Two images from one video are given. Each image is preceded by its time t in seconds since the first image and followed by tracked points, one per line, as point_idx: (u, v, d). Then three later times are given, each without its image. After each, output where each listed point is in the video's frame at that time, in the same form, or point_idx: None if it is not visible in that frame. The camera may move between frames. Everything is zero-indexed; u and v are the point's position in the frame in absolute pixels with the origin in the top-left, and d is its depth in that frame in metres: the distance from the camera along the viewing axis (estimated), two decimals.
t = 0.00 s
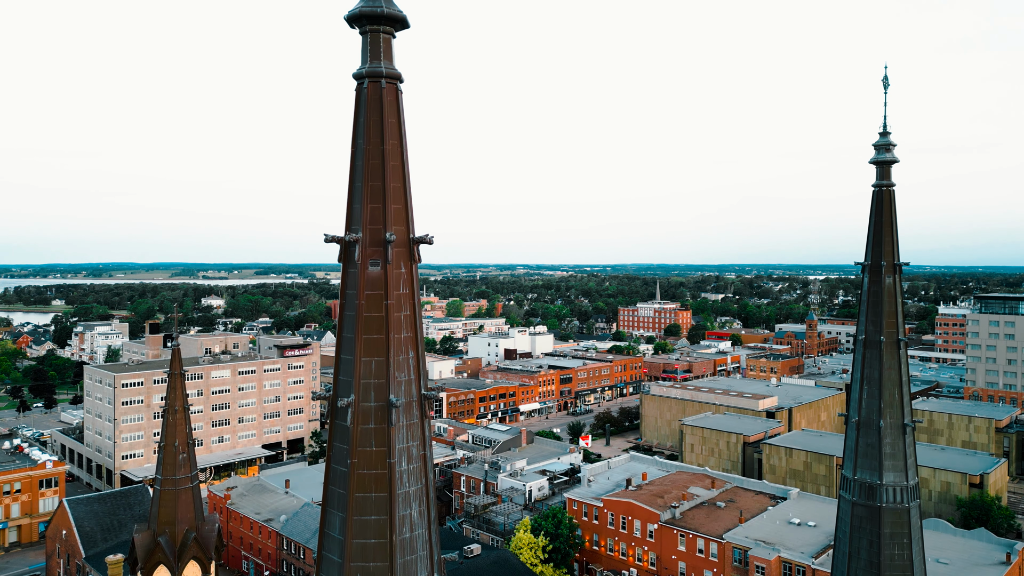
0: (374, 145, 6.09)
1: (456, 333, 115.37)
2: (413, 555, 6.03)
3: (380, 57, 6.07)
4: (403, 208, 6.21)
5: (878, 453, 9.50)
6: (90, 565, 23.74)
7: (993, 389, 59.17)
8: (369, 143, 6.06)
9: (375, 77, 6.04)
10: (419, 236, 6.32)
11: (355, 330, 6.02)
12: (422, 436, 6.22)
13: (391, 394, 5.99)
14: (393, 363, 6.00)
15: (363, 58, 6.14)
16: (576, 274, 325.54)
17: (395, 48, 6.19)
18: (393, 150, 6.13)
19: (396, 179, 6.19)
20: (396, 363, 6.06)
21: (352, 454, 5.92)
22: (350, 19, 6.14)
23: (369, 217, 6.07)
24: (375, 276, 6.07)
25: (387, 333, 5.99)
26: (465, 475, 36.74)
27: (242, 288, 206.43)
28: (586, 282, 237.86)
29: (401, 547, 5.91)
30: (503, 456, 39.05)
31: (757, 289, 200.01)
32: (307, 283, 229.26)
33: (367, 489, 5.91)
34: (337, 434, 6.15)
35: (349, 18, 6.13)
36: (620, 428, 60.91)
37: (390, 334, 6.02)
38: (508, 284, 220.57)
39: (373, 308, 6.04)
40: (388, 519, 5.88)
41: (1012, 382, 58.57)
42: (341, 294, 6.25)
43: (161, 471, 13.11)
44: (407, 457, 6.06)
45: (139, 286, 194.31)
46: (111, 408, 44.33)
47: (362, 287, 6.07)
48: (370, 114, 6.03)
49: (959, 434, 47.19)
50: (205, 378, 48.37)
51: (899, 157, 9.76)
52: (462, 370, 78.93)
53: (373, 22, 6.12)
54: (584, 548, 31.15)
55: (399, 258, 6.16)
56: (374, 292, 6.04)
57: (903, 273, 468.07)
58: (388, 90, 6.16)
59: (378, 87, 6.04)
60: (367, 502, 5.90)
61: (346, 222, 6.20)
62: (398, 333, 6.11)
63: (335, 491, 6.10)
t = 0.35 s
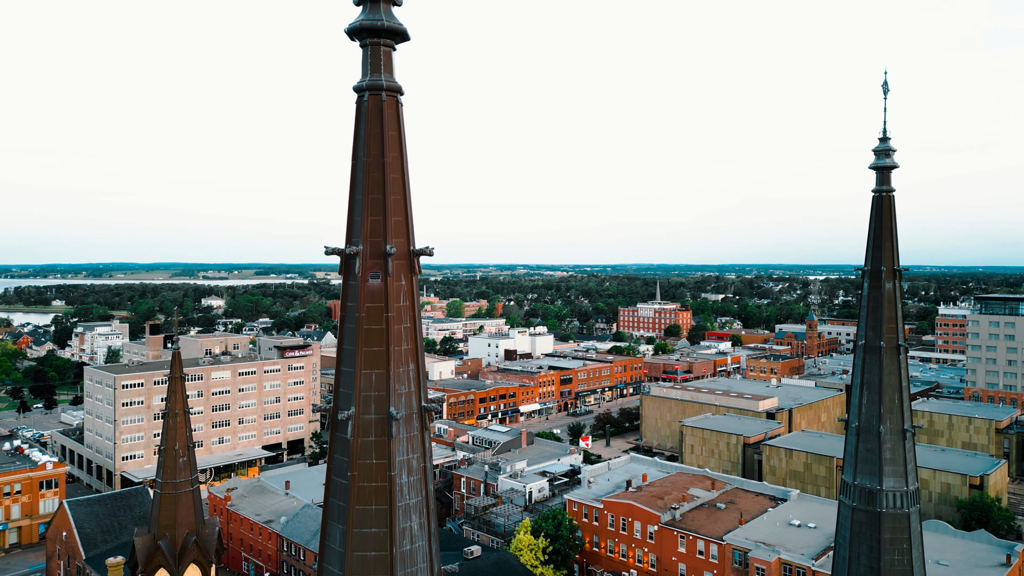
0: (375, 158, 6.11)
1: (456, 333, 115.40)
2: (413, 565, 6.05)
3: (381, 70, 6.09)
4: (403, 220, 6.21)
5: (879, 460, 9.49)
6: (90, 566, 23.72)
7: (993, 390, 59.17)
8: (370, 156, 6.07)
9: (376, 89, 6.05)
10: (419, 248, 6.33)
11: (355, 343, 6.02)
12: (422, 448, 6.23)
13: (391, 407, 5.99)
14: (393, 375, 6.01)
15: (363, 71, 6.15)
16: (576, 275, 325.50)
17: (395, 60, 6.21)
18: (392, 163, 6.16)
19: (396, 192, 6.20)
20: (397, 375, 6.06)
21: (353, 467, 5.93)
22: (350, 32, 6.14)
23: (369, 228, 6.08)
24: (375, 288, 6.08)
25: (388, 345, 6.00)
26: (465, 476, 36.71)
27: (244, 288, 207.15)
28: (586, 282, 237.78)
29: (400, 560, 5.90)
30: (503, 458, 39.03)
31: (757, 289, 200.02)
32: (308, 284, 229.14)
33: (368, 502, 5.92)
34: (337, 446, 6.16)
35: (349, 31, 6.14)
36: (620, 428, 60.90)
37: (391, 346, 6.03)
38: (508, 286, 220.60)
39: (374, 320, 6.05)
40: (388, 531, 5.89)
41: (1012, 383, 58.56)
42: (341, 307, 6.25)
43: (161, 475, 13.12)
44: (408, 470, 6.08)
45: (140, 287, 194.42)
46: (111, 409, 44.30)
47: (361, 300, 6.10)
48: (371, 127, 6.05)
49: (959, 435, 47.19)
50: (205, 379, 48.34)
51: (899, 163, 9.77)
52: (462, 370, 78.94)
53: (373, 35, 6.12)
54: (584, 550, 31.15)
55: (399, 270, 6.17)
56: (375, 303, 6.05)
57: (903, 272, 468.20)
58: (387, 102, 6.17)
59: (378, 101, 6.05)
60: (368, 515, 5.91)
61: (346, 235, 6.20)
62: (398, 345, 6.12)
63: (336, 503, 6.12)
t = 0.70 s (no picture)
0: (375, 170, 6.14)
1: (456, 333, 115.47)
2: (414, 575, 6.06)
3: (381, 82, 6.11)
4: (404, 231, 6.23)
5: (879, 465, 9.50)
6: (91, 569, 23.70)
7: (993, 391, 59.13)
8: (371, 168, 6.09)
9: (377, 102, 6.07)
10: (419, 259, 6.34)
11: (356, 354, 6.04)
12: (422, 459, 6.26)
13: (392, 418, 6.02)
14: (394, 387, 6.04)
15: (364, 84, 6.17)
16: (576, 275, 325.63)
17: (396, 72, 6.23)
18: (393, 175, 6.19)
19: (396, 204, 6.23)
20: (397, 387, 6.09)
21: (354, 478, 5.96)
22: (351, 45, 6.15)
23: (371, 240, 6.10)
24: (376, 300, 6.11)
25: (388, 358, 6.04)
26: (465, 477, 36.71)
27: (244, 289, 207.65)
28: (586, 282, 237.75)
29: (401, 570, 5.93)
30: (503, 459, 39.04)
31: (757, 289, 200.07)
32: (308, 284, 229.32)
33: (369, 513, 5.95)
34: (338, 457, 6.19)
35: (350, 44, 6.15)
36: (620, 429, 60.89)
37: (392, 358, 6.06)
38: (509, 286, 220.53)
39: (374, 332, 6.08)
40: (389, 541, 5.92)
41: (1011, 384, 58.56)
42: (341, 319, 6.27)
43: (162, 478, 13.13)
44: (409, 481, 6.11)
45: (141, 288, 194.64)
46: (112, 411, 44.30)
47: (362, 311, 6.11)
48: (372, 139, 6.10)
49: (959, 437, 47.17)
50: (205, 380, 48.33)
51: (898, 169, 9.78)
52: (462, 371, 79.01)
53: (374, 48, 6.13)
54: (584, 552, 31.16)
55: (400, 281, 6.19)
56: (376, 313, 6.07)
57: (903, 272, 468.17)
58: (388, 114, 6.18)
59: (379, 114, 6.10)
60: (368, 526, 5.93)
61: (347, 247, 6.22)
62: (399, 357, 6.15)
63: (336, 514, 6.16)
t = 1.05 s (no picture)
0: (376, 183, 6.17)
1: (457, 334, 115.44)
2: None
3: (381, 96, 6.15)
4: (405, 243, 6.26)
5: (880, 471, 9.50)
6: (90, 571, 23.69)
7: (993, 392, 59.15)
8: (371, 182, 6.14)
9: (377, 115, 6.12)
10: (418, 272, 6.38)
11: (356, 368, 6.06)
12: (422, 471, 6.28)
13: (392, 431, 6.03)
14: (394, 401, 6.06)
15: (364, 96, 6.22)
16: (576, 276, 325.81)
17: (396, 86, 6.27)
18: (394, 186, 6.23)
19: (396, 217, 6.27)
20: (397, 401, 6.11)
21: (354, 491, 5.97)
22: (351, 58, 6.18)
23: (371, 252, 6.13)
24: (376, 312, 6.14)
25: (388, 370, 6.05)
26: (466, 479, 36.72)
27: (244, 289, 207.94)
28: (588, 283, 237.47)
29: None
30: (504, 461, 39.03)
31: (757, 290, 200.42)
32: (308, 284, 229.12)
33: (369, 526, 5.95)
34: (338, 470, 6.21)
35: (350, 57, 6.18)
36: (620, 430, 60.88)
37: (392, 371, 6.08)
38: (509, 286, 220.77)
39: (374, 345, 6.11)
40: (389, 554, 5.94)
41: (1012, 385, 58.53)
42: (342, 332, 6.30)
43: (162, 482, 13.12)
44: (409, 493, 6.12)
45: (141, 287, 193.59)
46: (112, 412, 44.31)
47: (362, 324, 6.14)
48: (372, 152, 6.14)
49: (959, 438, 47.21)
50: (206, 381, 48.31)
51: (897, 175, 9.81)
52: (461, 372, 79.03)
53: (374, 61, 6.16)
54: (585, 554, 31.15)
55: (400, 293, 6.23)
56: (376, 326, 6.11)
57: (903, 273, 468.31)
58: (389, 126, 6.22)
59: (379, 127, 6.14)
60: (368, 539, 5.95)
61: (347, 261, 6.24)
62: (399, 369, 6.17)
63: (336, 527, 6.16)
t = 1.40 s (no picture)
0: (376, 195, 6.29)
1: (457, 335, 115.47)
2: None
3: (382, 107, 6.26)
4: (404, 255, 6.36)
5: (879, 478, 9.52)
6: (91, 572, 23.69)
7: (993, 393, 59.13)
8: (372, 194, 6.25)
9: (377, 126, 6.23)
10: (418, 282, 6.49)
11: (356, 379, 6.16)
12: (422, 482, 6.36)
13: (393, 443, 6.12)
14: (394, 411, 6.14)
15: (365, 107, 6.33)
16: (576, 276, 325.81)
17: (396, 96, 6.37)
18: (393, 198, 6.34)
19: (397, 228, 6.38)
20: (397, 412, 6.21)
21: (355, 502, 6.05)
22: (351, 69, 6.29)
23: (372, 264, 6.23)
24: (377, 323, 6.24)
25: (389, 382, 6.14)
26: (466, 480, 36.74)
27: (244, 290, 207.98)
28: (588, 283, 237.54)
29: None
30: (504, 462, 39.01)
31: (757, 290, 200.70)
32: (308, 285, 229.12)
33: (369, 538, 6.04)
34: (339, 482, 6.30)
35: (351, 68, 6.29)
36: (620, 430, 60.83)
37: (392, 382, 6.17)
38: (509, 287, 220.83)
39: (374, 356, 6.20)
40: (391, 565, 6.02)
41: (1012, 386, 58.45)
42: (342, 343, 6.40)
43: (163, 486, 13.14)
44: (408, 504, 6.20)
45: (141, 287, 192.07)
46: (113, 413, 44.32)
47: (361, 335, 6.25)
48: (373, 163, 6.25)
49: (959, 438, 47.24)
50: (206, 382, 48.33)
51: (897, 180, 9.83)
52: (462, 373, 79.09)
53: (375, 73, 6.27)
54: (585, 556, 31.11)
55: (400, 303, 6.33)
56: (376, 337, 6.21)
57: (903, 273, 468.48)
58: (389, 138, 6.33)
59: (380, 138, 6.25)
60: (368, 549, 6.03)
61: (347, 272, 6.34)
62: (399, 381, 6.27)
63: (337, 538, 6.25)
